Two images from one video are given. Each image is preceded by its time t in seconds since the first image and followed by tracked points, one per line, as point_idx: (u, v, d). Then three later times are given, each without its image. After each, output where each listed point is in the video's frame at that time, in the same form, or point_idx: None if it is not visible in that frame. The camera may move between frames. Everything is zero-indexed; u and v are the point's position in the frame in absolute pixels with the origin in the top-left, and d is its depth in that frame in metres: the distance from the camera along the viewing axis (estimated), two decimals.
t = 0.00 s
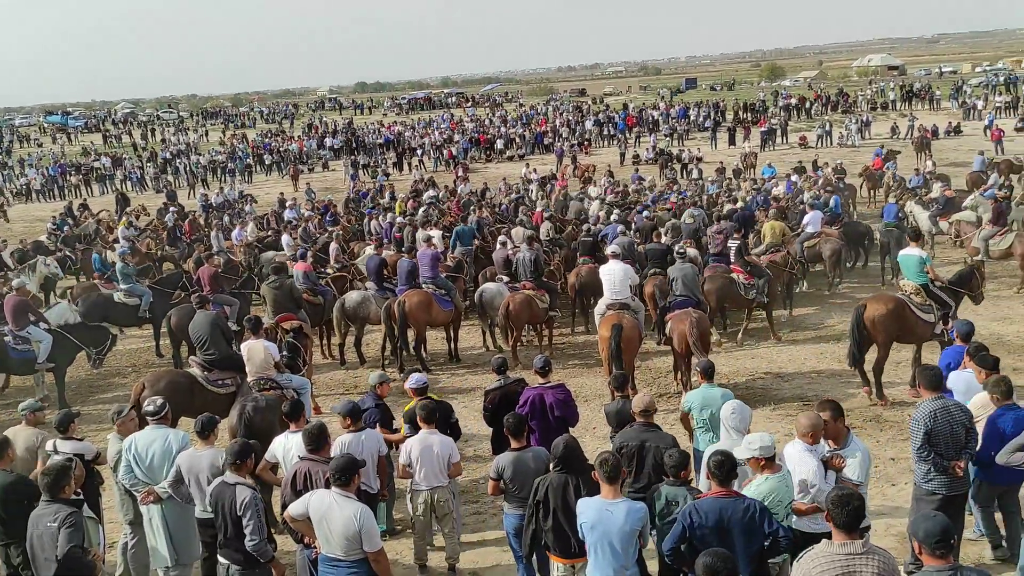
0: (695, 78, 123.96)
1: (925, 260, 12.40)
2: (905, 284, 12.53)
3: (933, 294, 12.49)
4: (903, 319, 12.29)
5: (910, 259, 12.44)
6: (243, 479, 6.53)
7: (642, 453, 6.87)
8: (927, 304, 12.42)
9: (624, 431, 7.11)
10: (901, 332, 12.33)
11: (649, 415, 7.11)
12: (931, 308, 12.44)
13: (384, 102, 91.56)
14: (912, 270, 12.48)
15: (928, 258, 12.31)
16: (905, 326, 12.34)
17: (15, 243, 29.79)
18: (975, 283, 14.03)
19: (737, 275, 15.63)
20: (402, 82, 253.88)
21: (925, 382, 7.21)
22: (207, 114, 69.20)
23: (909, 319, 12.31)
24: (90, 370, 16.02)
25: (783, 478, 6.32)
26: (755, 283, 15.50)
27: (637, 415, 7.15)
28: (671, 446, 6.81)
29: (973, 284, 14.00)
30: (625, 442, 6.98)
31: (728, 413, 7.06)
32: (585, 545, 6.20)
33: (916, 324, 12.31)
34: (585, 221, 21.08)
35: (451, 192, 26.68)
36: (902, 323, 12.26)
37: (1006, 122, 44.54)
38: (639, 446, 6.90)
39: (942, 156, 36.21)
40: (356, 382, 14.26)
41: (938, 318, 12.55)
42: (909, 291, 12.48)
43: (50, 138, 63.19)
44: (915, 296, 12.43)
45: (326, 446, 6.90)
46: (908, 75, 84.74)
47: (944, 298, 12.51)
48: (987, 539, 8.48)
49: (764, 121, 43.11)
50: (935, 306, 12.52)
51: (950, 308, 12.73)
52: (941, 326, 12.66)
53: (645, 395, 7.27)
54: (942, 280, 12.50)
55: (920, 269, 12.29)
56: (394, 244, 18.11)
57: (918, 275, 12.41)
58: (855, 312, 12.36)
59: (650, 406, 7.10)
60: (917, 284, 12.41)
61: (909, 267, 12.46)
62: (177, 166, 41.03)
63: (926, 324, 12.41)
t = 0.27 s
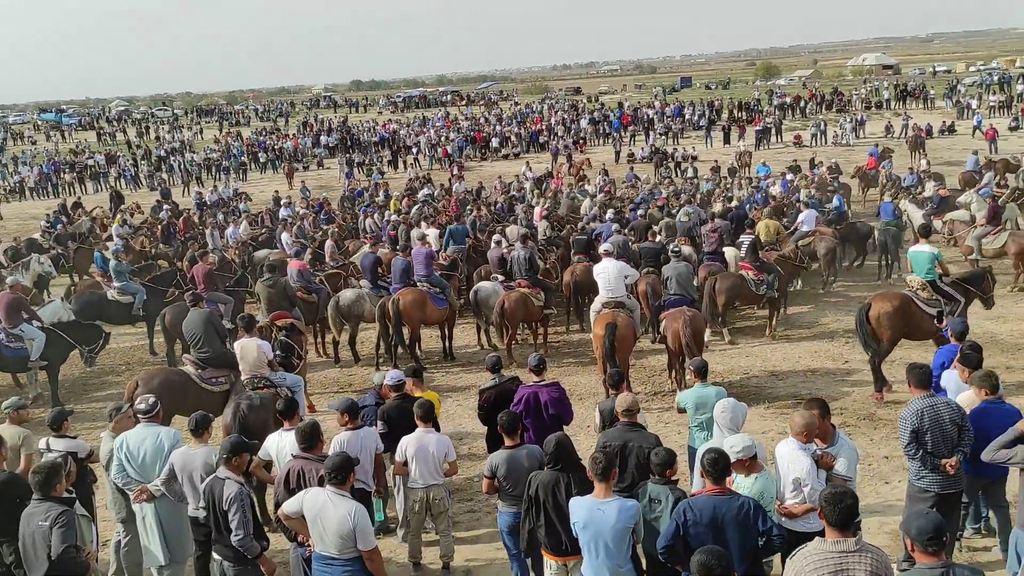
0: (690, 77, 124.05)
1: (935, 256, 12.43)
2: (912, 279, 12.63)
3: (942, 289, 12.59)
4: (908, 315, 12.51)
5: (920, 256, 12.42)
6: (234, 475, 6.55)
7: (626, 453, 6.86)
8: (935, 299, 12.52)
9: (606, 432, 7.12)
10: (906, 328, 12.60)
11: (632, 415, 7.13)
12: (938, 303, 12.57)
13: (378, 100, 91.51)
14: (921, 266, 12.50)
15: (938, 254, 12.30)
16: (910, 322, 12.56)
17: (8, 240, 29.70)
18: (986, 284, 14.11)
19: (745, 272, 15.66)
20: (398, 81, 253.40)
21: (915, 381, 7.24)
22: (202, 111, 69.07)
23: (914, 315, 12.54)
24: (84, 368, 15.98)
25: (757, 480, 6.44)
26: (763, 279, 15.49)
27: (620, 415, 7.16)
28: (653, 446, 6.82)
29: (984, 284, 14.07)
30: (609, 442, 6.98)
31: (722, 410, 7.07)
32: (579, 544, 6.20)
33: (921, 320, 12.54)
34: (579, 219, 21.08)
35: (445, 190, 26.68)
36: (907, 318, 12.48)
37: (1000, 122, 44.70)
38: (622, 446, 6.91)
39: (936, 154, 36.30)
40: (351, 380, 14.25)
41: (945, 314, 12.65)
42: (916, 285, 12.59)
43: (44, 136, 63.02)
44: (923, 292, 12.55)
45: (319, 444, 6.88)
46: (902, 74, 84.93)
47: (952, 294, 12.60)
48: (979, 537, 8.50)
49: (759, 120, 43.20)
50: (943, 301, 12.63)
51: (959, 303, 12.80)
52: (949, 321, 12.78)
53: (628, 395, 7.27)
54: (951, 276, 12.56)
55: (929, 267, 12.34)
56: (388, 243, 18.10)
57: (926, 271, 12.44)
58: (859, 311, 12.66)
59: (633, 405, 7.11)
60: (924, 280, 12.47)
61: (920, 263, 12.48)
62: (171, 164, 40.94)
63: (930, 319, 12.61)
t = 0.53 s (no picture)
0: (687, 76, 124.10)
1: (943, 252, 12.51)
2: (921, 276, 12.71)
3: (949, 286, 12.66)
4: (917, 313, 12.64)
5: (928, 252, 12.52)
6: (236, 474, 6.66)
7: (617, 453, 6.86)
8: (943, 295, 12.63)
9: (594, 433, 7.10)
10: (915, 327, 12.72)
11: (619, 416, 7.10)
12: (945, 300, 12.65)
13: (375, 98, 91.40)
14: (928, 262, 12.59)
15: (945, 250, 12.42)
16: (920, 320, 12.68)
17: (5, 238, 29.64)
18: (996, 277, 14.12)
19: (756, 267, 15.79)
20: (395, 80, 253.12)
21: (912, 379, 7.26)
22: (198, 109, 68.98)
23: (925, 314, 12.67)
24: (81, 366, 15.96)
25: (740, 481, 6.54)
26: (774, 274, 15.58)
27: (607, 415, 7.15)
28: (639, 448, 6.80)
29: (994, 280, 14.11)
30: (595, 443, 6.96)
31: (719, 409, 7.10)
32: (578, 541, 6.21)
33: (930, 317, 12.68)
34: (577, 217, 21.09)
35: (443, 189, 26.67)
36: (916, 318, 12.63)
37: (997, 121, 44.79)
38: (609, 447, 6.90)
39: (933, 153, 36.37)
40: (349, 379, 14.24)
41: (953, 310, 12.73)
42: (925, 283, 12.68)
43: (40, 133, 62.88)
44: (930, 289, 12.67)
45: (317, 442, 6.88)
46: (899, 74, 85.05)
47: (959, 291, 12.66)
48: (976, 534, 8.53)
49: (756, 119, 43.25)
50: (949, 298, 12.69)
51: (965, 301, 12.83)
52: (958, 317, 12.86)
53: (613, 395, 7.23)
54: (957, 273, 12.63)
55: (936, 263, 12.42)
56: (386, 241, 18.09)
57: (932, 268, 12.56)
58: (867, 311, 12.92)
59: (620, 406, 7.08)
60: (931, 277, 12.57)
61: (927, 260, 12.57)
62: (169, 162, 40.90)
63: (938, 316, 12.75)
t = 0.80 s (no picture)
0: (684, 76, 124.13)
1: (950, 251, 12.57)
2: (932, 276, 12.73)
3: (959, 284, 12.81)
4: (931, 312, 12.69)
5: (936, 251, 12.46)
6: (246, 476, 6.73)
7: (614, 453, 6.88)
8: (954, 294, 12.76)
9: (584, 433, 7.13)
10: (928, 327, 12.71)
11: (608, 415, 7.12)
12: (956, 297, 12.81)
13: (373, 98, 91.34)
14: (937, 261, 12.56)
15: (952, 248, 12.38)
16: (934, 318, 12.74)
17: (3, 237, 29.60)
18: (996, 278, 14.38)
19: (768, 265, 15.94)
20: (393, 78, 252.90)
21: (914, 379, 7.25)
22: (196, 108, 68.94)
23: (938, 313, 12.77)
24: (79, 365, 15.97)
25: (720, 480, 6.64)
26: (787, 272, 15.74)
27: (596, 416, 7.16)
28: (629, 448, 6.85)
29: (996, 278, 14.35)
30: (585, 445, 6.99)
31: (716, 407, 7.10)
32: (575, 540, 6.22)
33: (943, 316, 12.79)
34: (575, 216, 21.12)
35: (441, 188, 26.68)
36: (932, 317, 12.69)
37: (995, 121, 44.84)
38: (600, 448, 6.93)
39: (931, 153, 36.40)
40: (346, 378, 14.24)
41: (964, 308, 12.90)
42: (936, 282, 12.74)
43: (39, 132, 62.85)
44: (942, 288, 12.77)
45: (315, 441, 6.90)
46: (897, 74, 85.11)
47: (970, 288, 12.79)
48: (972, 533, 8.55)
49: (754, 119, 43.26)
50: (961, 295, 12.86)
51: (977, 297, 13.02)
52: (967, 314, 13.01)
53: (602, 395, 7.25)
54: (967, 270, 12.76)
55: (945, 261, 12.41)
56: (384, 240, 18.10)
57: (943, 266, 12.55)
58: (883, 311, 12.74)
59: (609, 406, 7.10)
60: (942, 276, 12.60)
61: (936, 259, 12.53)
62: (167, 161, 40.89)
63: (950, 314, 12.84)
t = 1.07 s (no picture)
0: (681, 75, 124.09)
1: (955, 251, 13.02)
2: (939, 275, 13.03)
3: (965, 283, 13.14)
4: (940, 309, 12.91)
5: (943, 250, 12.99)
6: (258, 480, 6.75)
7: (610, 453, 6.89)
8: (960, 292, 13.02)
9: (578, 433, 7.14)
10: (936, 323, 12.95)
11: (602, 415, 7.14)
12: (963, 296, 13.07)
13: (370, 97, 91.25)
14: (945, 261, 13.04)
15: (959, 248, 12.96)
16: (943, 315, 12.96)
17: None
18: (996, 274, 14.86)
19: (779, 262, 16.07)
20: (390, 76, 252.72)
21: (910, 381, 7.25)
22: (192, 107, 68.86)
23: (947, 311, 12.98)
24: (75, 364, 15.95)
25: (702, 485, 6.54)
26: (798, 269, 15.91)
27: (590, 415, 7.17)
28: (624, 448, 6.87)
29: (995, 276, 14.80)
30: (579, 445, 7.00)
31: (711, 407, 7.06)
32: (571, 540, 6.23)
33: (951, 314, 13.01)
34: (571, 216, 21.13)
35: (437, 188, 26.69)
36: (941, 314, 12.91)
37: (991, 121, 44.93)
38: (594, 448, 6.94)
39: (928, 153, 36.46)
40: (343, 377, 14.24)
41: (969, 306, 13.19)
42: (943, 281, 13.01)
43: (34, 132, 62.73)
44: (949, 287, 13.00)
45: (310, 441, 6.90)
46: (893, 74, 85.19)
47: (974, 287, 13.13)
48: (966, 533, 8.57)
49: (751, 118, 43.30)
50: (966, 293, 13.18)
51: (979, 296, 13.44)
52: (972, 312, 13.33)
53: (596, 395, 7.27)
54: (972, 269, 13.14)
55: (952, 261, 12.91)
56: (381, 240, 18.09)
57: (950, 266, 13.01)
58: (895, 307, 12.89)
59: (603, 406, 7.11)
60: (950, 274, 12.97)
61: (943, 258, 13.02)
62: (163, 161, 40.84)
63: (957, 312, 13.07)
